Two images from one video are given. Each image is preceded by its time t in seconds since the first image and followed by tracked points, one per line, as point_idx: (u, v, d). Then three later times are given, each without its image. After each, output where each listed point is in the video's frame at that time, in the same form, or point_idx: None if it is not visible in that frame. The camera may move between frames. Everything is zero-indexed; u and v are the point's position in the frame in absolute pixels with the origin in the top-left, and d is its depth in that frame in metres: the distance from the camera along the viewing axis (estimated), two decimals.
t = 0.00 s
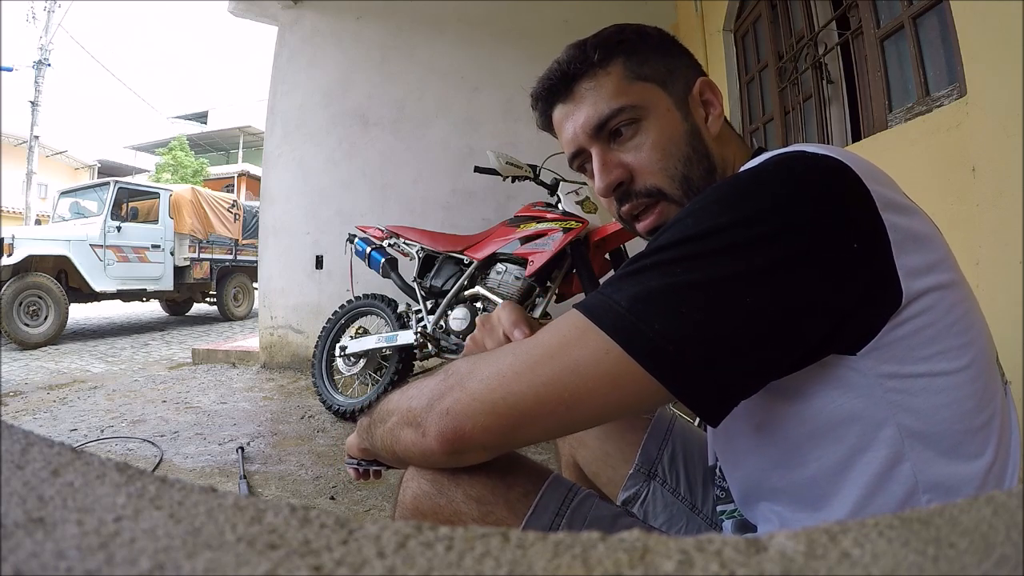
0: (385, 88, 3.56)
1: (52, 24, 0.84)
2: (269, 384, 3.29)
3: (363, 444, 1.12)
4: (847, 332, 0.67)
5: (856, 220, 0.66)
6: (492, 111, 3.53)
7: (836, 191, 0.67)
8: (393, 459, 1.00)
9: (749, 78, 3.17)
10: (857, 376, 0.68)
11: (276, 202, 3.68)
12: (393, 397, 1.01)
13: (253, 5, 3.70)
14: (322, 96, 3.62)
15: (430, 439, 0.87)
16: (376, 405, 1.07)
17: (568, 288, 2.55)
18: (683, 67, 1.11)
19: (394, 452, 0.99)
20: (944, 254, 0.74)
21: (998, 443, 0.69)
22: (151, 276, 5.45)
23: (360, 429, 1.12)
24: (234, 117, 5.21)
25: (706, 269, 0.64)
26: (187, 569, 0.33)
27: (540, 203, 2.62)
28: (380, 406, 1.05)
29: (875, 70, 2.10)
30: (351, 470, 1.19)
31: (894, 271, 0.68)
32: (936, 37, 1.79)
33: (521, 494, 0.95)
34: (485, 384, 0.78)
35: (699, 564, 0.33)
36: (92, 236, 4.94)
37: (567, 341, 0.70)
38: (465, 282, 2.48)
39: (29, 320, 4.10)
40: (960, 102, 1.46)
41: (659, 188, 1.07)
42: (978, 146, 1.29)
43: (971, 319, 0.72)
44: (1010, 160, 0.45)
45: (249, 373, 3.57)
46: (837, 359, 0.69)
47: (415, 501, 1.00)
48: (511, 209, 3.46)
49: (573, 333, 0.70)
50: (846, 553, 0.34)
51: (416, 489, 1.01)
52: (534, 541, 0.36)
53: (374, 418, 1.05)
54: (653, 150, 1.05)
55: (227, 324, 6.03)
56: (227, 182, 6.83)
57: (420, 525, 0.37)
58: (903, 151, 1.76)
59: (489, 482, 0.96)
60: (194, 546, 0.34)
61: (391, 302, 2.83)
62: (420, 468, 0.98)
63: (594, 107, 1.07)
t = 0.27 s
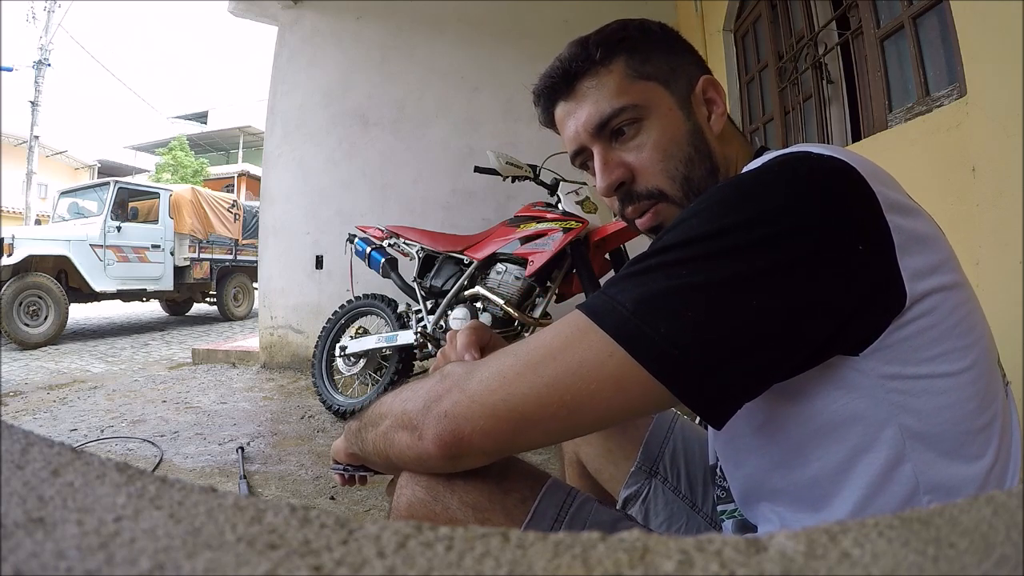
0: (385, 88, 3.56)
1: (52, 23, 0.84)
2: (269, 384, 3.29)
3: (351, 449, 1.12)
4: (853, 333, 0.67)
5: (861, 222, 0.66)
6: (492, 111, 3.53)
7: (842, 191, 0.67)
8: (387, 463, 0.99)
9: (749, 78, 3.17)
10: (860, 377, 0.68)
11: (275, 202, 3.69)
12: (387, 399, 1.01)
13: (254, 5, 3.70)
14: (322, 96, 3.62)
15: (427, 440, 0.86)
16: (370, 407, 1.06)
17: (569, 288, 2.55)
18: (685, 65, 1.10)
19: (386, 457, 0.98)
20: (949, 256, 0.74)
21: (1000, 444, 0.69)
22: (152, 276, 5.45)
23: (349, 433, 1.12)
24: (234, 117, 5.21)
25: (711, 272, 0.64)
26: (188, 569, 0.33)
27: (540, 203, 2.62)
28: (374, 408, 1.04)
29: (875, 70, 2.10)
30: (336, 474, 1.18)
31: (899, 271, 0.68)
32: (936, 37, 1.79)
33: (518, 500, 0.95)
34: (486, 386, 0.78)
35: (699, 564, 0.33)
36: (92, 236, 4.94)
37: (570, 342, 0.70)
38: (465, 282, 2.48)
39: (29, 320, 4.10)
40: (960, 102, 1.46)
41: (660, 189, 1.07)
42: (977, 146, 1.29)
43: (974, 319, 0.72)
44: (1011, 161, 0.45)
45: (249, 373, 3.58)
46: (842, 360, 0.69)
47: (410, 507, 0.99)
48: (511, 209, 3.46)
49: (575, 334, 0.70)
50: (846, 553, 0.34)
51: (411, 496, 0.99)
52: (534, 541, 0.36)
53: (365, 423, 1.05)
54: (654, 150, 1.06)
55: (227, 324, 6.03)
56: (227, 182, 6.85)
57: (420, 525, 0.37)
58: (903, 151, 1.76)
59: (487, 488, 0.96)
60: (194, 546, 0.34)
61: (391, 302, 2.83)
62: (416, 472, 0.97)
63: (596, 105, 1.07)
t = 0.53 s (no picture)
0: (385, 88, 3.56)
1: (53, 23, 0.84)
2: (269, 384, 3.29)
3: (352, 452, 1.12)
4: (855, 331, 0.67)
5: (864, 221, 0.67)
6: (492, 111, 3.53)
7: (845, 189, 0.67)
8: (387, 463, 0.99)
9: (749, 78, 3.17)
10: (863, 375, 0.68)
11: (275, 201, 3.69)
12: (388, 399, 1.01)
13: (254, 5, 3.69)
14: (322, 96, 3.63)
15: (429, 439, 0.86)
16: (371, 407, 1.06)
17: (568, 288, 2.55)
18: (692, 63, 1.12)
19: (386, 457, 0.98)
20: (951, 255, 0.74)
21: (1000, 443, 0.69)
22: (152, 276, 5.45)
23: (350, 436, 1.12)
24: (234, 117, 5.21)
25: (716, 270, 0.64)
26: (187, 569, 0.33)
27: (540, 203, 2.62)
28: (376, 407, 1.04)
29: (875, 70, 2.10)
30: (338, 479, 1.19)
31: (901, 270, 0.68)
32: (936, 37, 1.79)
33: (518, 506, 0.95)
34: (489, 384, 0.78)
35: (699, 564, 0.33)
36: (92, 236, 4.94)
37: (573, 340, 0.70)
38: (465, 282, 2.48)
39: (29, 320, 4.10)
40: (960, 102, 1.46)
41: (672, 181, 1.06)
42: (978, 146, 1.29)
43: (976, 318, 0.72)
44: (1011, 160, 0.45)
45: (249, 373, 3.58)
46: (844, 359, 0.68)
47: (407, 511, 0.99)
48: (510, 209, 3.46)
49: (579, 332, 0.70)
50: (846, 553, 0.34)
51: (407, 500, 0.99)
52: (534, 541, 0.36)
53: (366, 422, 1.05)
54: (666, 142, 1.05)
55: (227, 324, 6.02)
56: (227, 182, 6.85)
57: (420, 525, 0.37)
58: (903, 151, 1.76)
59: (486, 493, 0.95)
60: (194, 546, 0.34)
61: (391, 302, 2.83)
62: (415, 473, 0.97)
63: (606, 97, 1.06)
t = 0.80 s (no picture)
0: (385, 88, 3.56)
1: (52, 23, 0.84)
2: (269, 384, 3.29)
3: (348, 447, 1.12)
4: (861, 329, 0.67)
5: (873, 220, 0.67)
6: (492, 111, 3.53)
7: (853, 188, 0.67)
8: (392, 462, 0.99)
9: (749, 79, 3.17)
10: (870, 370, 0.68)
11: (275, 201, 3.69)
12: (392, 397, 1.02)
13: (254, 5, 3.69)
14: (322, 97, 3.62)
15: (437, 435, 0.86)
16: (374, 405, 1.06)
17: (568, 288, 2.55)
18: (698, 57, 1.14)
19: (391, 457, 0.98)
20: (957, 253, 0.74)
21: (1007, 443, 0.68)
22: (152, 276, 5.45)
23: (347, 432, 1.12)
24: (234, 117, 5.22)
25: (729, 271, 0.64)
26: (187, 569, 0.33)
27: (540, 203, 2.62)
28: (380, 405, 1.04)
29: (875, 70, 2.10)
30: (332, 473, 1.18)
31: (912, 274, 0.68)
32: (936, 37, 1.79)
33: (520, 509, 0.95)
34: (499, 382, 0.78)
35: (699, 564, 0.33)
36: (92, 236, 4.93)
37: (582, 338, 0.70)
38: (465, 282, 2.48)
39: (29, 320, 4.11)
40: (960, 103, 1.46)
41: (687, 162, 1.04)
42: (978, 146, 1.29)
43: (981, 316, 0.72)
44: (1011, 160, 0.45)
45: (249, 373, 3.58)
46: (852, 354, 0.69)
47: (406, 512, 0.99)
48: (510, 209, 3.46)
49: (589, 330, 0.70)
50: (846, 553, 0.34)
51: (406, 501, 0.99)
52: (534, 541, 0.36)
53: (368, 420, 1.05)
54: (682, 124, 1.04)
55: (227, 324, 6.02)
56: (227, 182, 6.86)
57: (420, 525, 0.37)
58: (903, 151, 1.76)
59: (487, 496, 0.95)
60: (194, 546, 0.34)
61: (391, 302, 2.83)
62: (417, 473, 0.97)
63: (621, 77, 1.05)
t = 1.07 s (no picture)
0: (385, 88, 3.56)
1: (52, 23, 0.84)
2: (269, 384, 3.29)
3: (351, 443, 1.12)
4: (868, 330, 0.67)
5: (882, 224, 0.66)
6: (492, 111, 3.53)
7: (861, 191, 0.67)
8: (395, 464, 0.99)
9: (749, 79, 3.18)
10: (875, 374, 0.68)
11: (276, 201, 3.69)
12: (393, 398, 1.01)
13: (253, 5, 3.69)
14: (322, 97, 3.62)
15: (441, 439, 0.86)
16: (375, 404, 1.06)
17: (568, 288, 2.55)
18: (700, 54, 1.14)
19: (394, 459, 0.98)
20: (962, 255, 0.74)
21: (1009, 446, 0.68)
22: (152, 276, 5.45)
23: (349, 427, 1.12)
24: (234, 117, 5.22)
25: (735, 276, 0.64)
26: (187, 569, 0.33)
27: (540, 203, 2.62)
28: (382, 404, 1.03)
29: (875, 70, 2.10)
30: (333, 466, 1.19)
31: (920, 276, 0.68)
32: (936, 37, 1.79)
33: (521, 509, 0.95)
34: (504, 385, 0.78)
35: (699, 564, 0.33)
36: (92, 236, 4.93)
37: (588, 342, 0.70)
38: (465, 282, 2.48)
39: (29, 320, 4.11)
40: (960, 103, 1.46)
41: (690, 167, 1.04)
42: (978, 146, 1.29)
43: (986, 318, 0.72)
44: (1011, 161, 0.45)
45: (249, 373, 3.58)
46: (856, 356, 0.69)
47: (408, 508, 0.99)
48: (510, 209, 3.46)
49: (594, 335, 0.70)
50: (846, 553, 0.34)
51: (409, 498, 0.99)
52: (534, 541, 0.36)
53: (370, 418, 1.05)
54: (684, 127, 1.04)
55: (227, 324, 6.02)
56: (227, 182, 6.86)
57: (420, 525, 0.37)
58: (903, 151, 1.76)
59: (490, 496, 0.95)
60: (194, 545, 0.34)
61: (391, 302, 2.83)
62: (418, 473, 0.97)
63: (623, 78, 1.04)
